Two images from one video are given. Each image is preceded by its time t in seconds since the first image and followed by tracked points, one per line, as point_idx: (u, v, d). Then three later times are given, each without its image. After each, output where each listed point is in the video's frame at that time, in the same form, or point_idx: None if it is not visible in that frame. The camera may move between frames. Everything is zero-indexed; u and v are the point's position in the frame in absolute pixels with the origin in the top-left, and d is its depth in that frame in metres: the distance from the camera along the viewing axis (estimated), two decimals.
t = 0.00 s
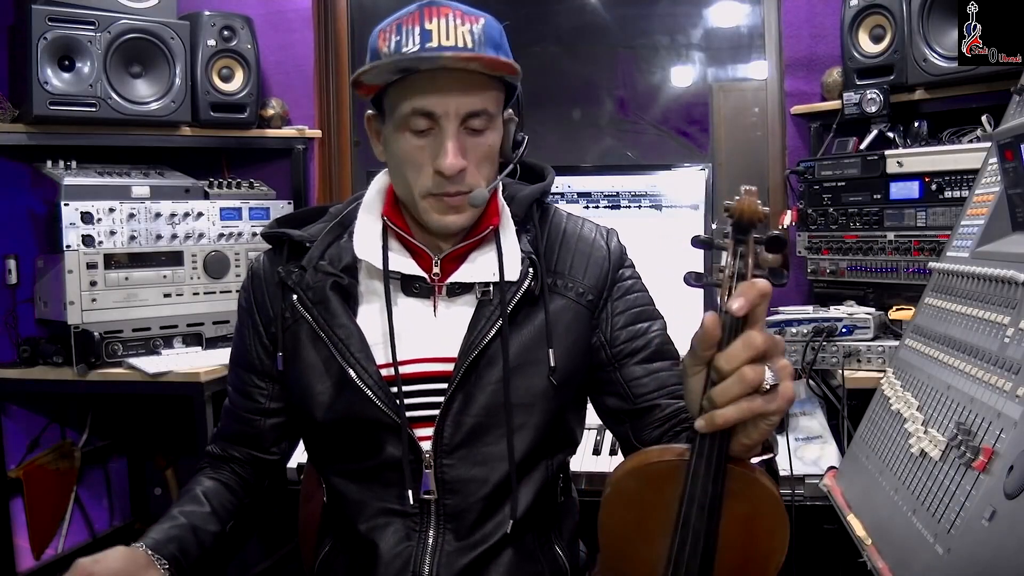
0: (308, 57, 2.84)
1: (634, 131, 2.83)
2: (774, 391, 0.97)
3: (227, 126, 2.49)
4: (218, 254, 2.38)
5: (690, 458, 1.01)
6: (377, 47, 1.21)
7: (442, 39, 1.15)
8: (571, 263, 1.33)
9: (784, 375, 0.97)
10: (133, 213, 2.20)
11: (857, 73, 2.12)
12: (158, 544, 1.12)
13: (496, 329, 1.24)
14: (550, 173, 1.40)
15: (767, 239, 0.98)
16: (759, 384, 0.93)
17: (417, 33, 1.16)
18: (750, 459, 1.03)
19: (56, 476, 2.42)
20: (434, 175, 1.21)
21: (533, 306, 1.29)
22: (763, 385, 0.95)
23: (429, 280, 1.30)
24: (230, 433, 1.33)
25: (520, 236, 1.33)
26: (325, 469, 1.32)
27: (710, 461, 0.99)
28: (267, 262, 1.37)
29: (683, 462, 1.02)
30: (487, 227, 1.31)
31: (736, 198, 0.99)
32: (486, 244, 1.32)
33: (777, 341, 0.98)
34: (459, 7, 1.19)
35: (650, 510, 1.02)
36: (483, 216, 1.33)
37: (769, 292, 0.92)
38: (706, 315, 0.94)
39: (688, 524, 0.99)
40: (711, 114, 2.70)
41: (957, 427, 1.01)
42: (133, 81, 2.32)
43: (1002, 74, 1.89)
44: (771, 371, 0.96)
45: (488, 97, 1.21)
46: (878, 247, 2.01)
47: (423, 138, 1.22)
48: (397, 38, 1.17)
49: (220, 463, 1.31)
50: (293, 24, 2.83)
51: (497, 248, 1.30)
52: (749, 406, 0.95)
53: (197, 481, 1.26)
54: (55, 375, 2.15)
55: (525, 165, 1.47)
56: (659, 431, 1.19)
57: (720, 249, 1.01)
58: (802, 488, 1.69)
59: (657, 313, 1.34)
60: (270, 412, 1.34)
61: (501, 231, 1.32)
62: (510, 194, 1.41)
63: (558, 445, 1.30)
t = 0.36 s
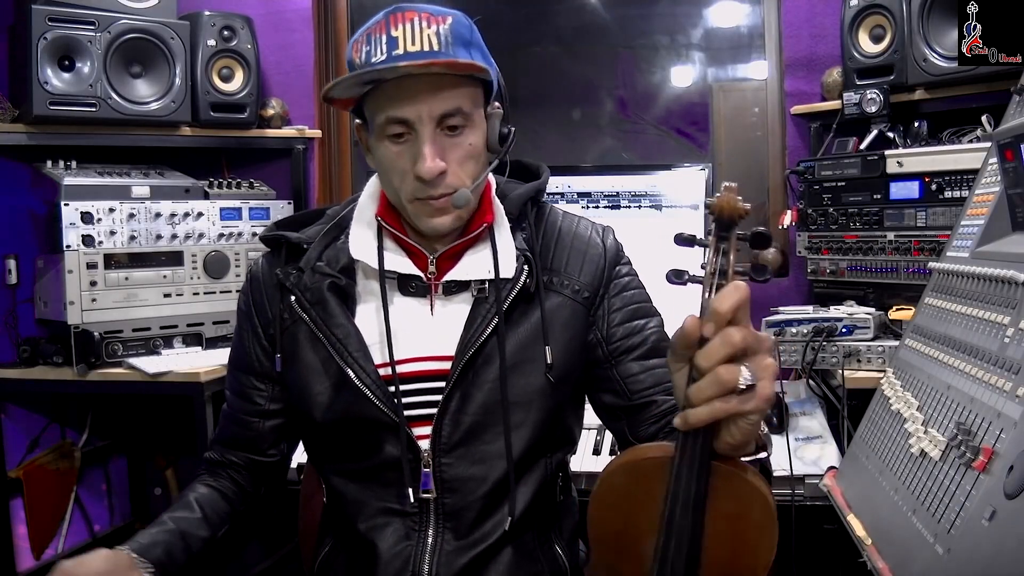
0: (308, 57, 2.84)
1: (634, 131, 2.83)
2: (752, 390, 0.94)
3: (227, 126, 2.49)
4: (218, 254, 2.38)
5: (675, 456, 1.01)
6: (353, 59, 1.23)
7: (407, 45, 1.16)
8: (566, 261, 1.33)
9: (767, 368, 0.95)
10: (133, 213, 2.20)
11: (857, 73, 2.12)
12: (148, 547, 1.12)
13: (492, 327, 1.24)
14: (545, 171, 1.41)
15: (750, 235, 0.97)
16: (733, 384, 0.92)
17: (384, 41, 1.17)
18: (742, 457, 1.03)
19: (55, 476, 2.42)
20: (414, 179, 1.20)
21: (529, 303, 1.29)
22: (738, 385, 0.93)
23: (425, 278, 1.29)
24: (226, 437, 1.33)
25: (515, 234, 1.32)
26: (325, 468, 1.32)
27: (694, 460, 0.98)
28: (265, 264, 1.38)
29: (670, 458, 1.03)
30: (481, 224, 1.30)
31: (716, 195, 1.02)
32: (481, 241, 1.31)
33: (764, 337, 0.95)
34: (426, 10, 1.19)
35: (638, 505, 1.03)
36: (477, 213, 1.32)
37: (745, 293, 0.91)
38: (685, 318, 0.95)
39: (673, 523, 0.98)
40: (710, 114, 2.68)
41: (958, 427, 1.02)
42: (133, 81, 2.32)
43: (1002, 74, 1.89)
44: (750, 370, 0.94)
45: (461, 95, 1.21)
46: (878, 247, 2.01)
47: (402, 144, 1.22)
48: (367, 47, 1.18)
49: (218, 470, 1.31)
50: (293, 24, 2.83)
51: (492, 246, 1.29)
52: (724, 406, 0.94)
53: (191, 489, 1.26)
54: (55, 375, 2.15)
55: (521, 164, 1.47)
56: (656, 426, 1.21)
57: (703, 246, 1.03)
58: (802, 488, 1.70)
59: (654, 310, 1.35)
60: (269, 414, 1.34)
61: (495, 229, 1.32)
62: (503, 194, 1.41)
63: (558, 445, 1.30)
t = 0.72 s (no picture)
0: (308, 57, 2.84)
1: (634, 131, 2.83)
2: (748, 378, 0.95)
3: (227, 126, 2.49)
4: (218, 254, 2.38)
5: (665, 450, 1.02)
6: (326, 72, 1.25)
7: (370, 55, 1.16)
8: (562, 262, 1.33)
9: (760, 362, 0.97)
10: (133, 213, 2.20)
11: (857, 73, 2.12)
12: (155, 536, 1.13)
13: (486, 330, 1.24)
14: (541, 169, 1.40)
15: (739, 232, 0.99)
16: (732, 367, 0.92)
17: (349, 52, 1.18)
18: (735, 453, 1.03)
19: (55, 476, 2.41)
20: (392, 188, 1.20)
21: (525, 305, 1.29)
22: (737, 371, 0.93)
23: (419, 281, 1.29)
24: (225, 433, 1.33)
25: (510, 235, 1.33)
26: (323, 470, 1.32)
27: (682, 452, 1.00)
28: (260, 265, 1.37)
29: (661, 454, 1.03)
30: (474, 227, 1.30)
31: (703, 192, 1.04)
32: (474, 245, 1.31)
33: (754, 330, 0.99)
34: (388, 16, 1.20)
35: (629, 502, 1.04)
36: (471, 217, 1.33)
37: (727, 296, 0.95)
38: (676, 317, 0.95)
39: (661, 516, 1.00)
40: (710, 114, 2.64)
41: (958, 427, 1.02)
42: (133, 81, 2.32)
43: (1002, 74, 1.89)
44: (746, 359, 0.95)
45: (428, 101, 1.19)
46: (878, 247, 2.01)
47: (379, 154, 1.22)
48: (334, 60, 1.20)
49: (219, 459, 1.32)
50: (293, 24, 2.83)
51: (486, 248, 1.29)
52: (719, 394, 0.93)
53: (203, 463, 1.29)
54: (55, 375, 2.15)
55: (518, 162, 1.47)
56: (655, 430, 1.22)
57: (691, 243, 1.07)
58: (802, 488, 1.70)
59: (652, 310, 1.35)
60: (269, 411, 1.34)
61: (488, 231, 1.31)
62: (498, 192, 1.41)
63: (557, 445, 1.31)
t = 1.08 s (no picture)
0: (308, 57, 2.85)
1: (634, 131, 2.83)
2: (767, 380, 0.96)
3: (227, 126, 2.49)
4: (218, 254, 2.38)
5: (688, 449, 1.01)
6: (361, 55, 1.20)
7: (428, 48, 1.15)
8: (563, 266, 1.32)
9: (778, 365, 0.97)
10: (133, 213, 2.20)
11: (857, 73, 2.12)
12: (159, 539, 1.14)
13: (486, 339, 1.23)
14: (539, 173, 1.40)
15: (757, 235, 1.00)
16: (753, 373, 0.93)
17: (404, 40, 1.16)
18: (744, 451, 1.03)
19: (55, 476, 2.41)
20: (417, 189, 1.20)
21: (527, 311, 1.28)
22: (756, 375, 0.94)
23: (417, 293, 1.29)
24: (227, 442, 1.34)
25: (508, 241, 1.32)
26: (324, 470, 1.32)
27: (706, 453, 0.99)
28: (253, 277, 1.36)
29: (680, 454, 1.02)
30: (475, 238, 1.30)
31: (726, 195, 1.00)
32: (474, 254, 1.31)
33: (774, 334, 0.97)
34: (446, 16, 1.19)
35: (647, 501, 1.03)
36: (471, 226, 1.32)
37: (758, 290, 0.91)
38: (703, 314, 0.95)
39: (684, 516, 0.99)
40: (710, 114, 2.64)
41: (958, 426, 1.01)
42: (133, 81, 2.32)
43: (1002, 73, 1.89)
44: (764, 361, 0.96)
45: (475, 110, 1.21)
46: (878, 247, 2.01)
47: (409, 150, 1.21)
48: (383, 45, 1.17)
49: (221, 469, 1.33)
50: (293, 23, 2.83)
51: (485, 259, 1.29)
52: (744, 395, 0.94)
53: (203, 484, 1.29)
54: (55, 375, 2.15)
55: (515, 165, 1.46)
56: (657, 433, 1.20)
57: (713, 246, 1.04)
58: (802, 488, 1.67)
59: (653, 314, 1.35)
60: (267, 424, 1.34)
61: (488, 241, 1.31)
62: (497, 198, 1.40)
63: (557, 446, 1.31)
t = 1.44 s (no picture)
0: (308, 57, 2.85)
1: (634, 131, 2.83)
2: (759, 382, 0.95)
3: (227, 126, 2.49)
4: (218, 254, 2.38)
5: (679, 452, 1.02)
6: (355, 62, 1.23)
7: (411, 46, 1.16)
8: (572, 270, 1.32)
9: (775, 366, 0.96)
10: (133, 213, 2.20)
11: (857, 73, 2.12)
12: (165, 537, 1.15)
13: (494, 339, 1.23)
14: (551, 177, 1.40)
15: (760, 235, 1.01)
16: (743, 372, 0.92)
17: (388, 41, 1.17)
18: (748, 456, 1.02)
19: (55, 476, 2.41)
20: (416, 185, 1.20)
21: (534, 314, 1.28)
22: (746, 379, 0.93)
23: (427, 291, 1.29)
24: (213, 438, 1.32)
25: (519, 245, 1.32)
26: (324, 471, 1.32)
27: (696, 457, 0.99)
28: (263, 267, 1.37)
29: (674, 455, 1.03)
30: (486, 239, 1.30)
31: (725, 195, 1.01)
32: (485, 256, 1.31)
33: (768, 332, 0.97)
34: (430, 11, 1.20)
35: (642, 501, 1.04)
36: (482, 227, 1.32)
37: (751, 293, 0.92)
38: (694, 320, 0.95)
39: (674, 516, 1.00)
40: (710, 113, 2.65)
41: (957, 427, 1.02)
42: (133, 81, 2.32)
43: (1002, 74, 1.89)
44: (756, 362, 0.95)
45: (463, 100, 1.20)
46: (878, 247, 2.01)
47: (406, 148, 1.21)
48: (371, 50, 1.19)
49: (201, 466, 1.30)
50: (293, 23, 2.83)
51: (496, 259, 1.29)
52: (733, 398, 0.93)
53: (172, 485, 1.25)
54: (55, 375, 2.15)
55: (526, 168, 1.46)
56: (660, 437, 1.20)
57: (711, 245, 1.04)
58: (802, 488, 1.69)
59: (659, 320, 1.35)
60: (260, 416, 1.34)
61: (500, 243, 1.31)
62: (508, 202, 1.40)
63: (560, 448, 1.31)
